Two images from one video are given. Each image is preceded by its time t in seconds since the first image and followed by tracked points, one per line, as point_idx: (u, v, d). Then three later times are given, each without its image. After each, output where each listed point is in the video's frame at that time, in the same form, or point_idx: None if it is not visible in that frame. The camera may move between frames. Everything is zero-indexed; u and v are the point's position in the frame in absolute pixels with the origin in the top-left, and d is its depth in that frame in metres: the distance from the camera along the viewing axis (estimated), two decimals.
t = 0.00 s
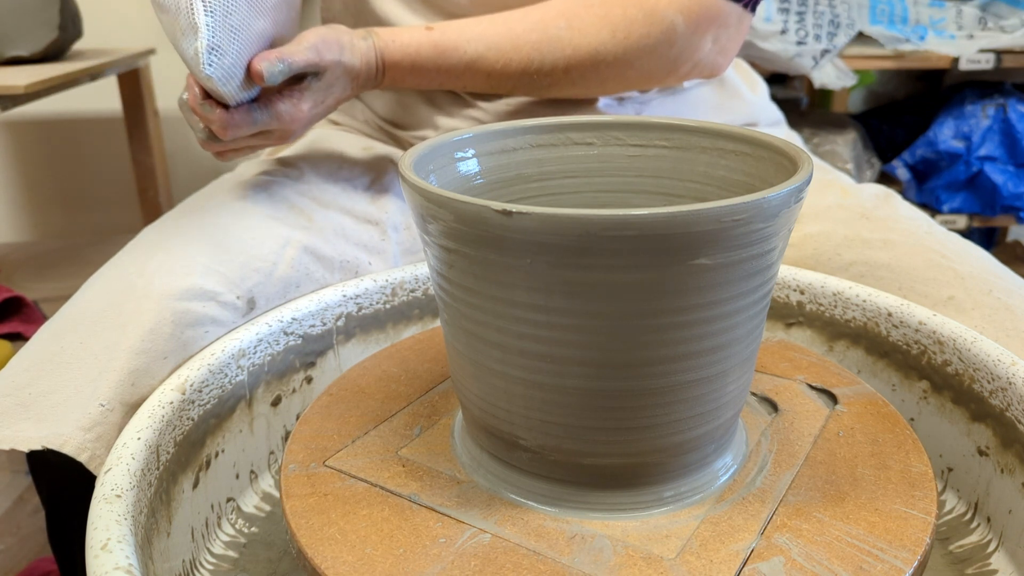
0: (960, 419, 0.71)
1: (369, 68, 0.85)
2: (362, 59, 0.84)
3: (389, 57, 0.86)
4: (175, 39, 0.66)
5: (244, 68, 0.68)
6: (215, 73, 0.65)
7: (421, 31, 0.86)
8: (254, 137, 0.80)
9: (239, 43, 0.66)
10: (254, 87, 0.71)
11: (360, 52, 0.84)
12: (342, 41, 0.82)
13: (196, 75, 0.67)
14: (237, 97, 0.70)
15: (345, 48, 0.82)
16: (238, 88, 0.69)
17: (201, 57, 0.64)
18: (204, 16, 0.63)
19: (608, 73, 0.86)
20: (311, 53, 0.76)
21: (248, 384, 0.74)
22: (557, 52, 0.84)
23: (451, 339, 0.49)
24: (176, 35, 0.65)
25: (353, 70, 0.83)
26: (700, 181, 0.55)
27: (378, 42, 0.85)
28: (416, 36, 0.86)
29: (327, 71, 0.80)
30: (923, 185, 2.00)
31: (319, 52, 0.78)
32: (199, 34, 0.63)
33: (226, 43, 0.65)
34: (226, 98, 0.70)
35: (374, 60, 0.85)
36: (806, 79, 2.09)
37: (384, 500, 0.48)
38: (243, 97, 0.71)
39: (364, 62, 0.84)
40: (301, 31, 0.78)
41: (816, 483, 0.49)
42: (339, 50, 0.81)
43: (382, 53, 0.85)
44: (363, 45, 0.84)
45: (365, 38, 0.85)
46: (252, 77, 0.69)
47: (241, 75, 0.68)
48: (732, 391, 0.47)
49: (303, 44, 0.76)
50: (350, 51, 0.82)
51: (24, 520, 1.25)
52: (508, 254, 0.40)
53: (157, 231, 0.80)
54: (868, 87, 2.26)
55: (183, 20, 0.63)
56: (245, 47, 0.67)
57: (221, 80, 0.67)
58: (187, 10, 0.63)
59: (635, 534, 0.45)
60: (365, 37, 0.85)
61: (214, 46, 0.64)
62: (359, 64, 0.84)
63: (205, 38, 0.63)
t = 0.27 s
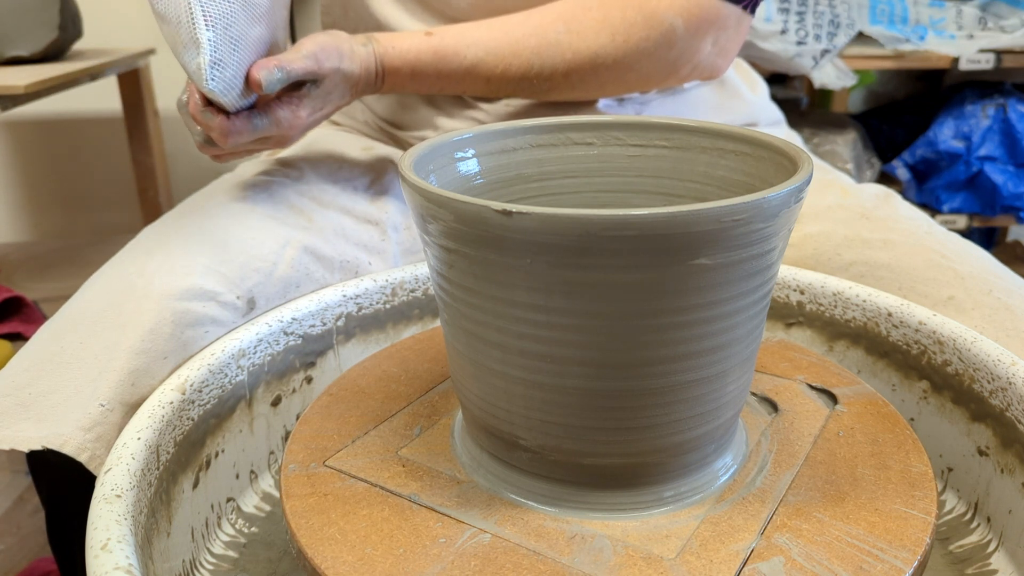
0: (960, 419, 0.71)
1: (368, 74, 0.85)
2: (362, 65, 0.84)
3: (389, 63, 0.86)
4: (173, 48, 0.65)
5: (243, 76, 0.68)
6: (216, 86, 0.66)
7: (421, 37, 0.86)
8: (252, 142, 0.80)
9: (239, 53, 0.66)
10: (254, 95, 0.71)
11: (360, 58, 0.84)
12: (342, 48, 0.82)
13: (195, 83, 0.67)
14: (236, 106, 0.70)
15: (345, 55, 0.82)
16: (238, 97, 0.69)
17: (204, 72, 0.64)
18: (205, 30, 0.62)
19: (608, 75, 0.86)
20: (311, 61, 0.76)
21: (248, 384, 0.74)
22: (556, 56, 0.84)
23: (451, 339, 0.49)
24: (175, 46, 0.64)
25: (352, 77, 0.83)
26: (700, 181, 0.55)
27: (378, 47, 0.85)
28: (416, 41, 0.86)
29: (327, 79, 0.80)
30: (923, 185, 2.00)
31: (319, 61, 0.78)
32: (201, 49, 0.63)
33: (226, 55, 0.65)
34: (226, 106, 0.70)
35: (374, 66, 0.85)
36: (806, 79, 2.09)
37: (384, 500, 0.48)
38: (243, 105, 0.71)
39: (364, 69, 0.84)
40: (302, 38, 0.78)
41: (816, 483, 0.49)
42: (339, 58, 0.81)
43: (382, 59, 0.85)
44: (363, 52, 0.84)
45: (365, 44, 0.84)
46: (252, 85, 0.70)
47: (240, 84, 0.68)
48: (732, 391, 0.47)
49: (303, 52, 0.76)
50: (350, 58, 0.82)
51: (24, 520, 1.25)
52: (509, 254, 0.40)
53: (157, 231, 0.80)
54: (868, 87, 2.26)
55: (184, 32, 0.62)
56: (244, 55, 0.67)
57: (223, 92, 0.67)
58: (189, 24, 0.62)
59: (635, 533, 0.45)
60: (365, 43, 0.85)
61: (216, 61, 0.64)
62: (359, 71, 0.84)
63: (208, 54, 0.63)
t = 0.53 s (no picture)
0: (960, 419, 0.71)
1: (368, 75, 0.85)
2: (362, 66, 0.84)
3: (388, 65, 0.86)
4: (177, 46, 0.66)
5: (243, 76, 0.68)
6: (215, 84, 0.65)
7: (420, 38, 0.86)
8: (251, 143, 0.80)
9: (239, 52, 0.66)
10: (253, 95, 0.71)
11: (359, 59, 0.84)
12: (342, 49, 0.82)
13: (197, 83, 0.67)
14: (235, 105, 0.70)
15: (344, 56, 0.82)
16: (238, 97, 0.69)
17: (202, 68, 0.64)
18: (205, 26, 0.63)
19: (608, 76, 0.86)
20: (311, 61, 0.76)
21: (248, 384, 0.74)
22: (556, 57, 0.84)
23: (451, 339, 0.49)
24: (178, 43, 0.66)
25: (352, 78, 0.83)
26: (700, 181, 0.55)
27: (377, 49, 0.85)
28: (416, 43, 0.86)
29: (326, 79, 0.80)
30: (923, 185, 2.00)
31: (319, 61, 0.78)
32: (200, 45, 0.63)
33: (225, 53, 0.65)
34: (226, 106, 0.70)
35: (374, 68, 0.85)
36: (806, 79, 2.09)
37: (384, 500, 0.48)
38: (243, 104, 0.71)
39: (363, 70, 0.84)
40: (301, 38, 0.78)
41: (816, 483, 0.49)
42: (339, 59, 0.81)
43: (382, 61, 0.85)
44: (363, 53, 0.84)
45: (365, 45, 0.84)
46: (251, 85, 0.69)
47: (240, 84, 0.68)
48: (732, 391, 0.47)
49: (303, 53, 0.76)
50: (350, 59, 0.82)
51: (24, 520, 1.25)
52: (509, 254, 0.40)
53: (157, 231, 0.80)
54: (868, 87, 2.26)
55: (186, 29, 0.64)
56: (245, 55, 0.67)
57: (222, 90, 0.67)
58: (190, 20, 0.63)
59: (635, 534, 0.45)
60: (365, 44, 0.85)
61: (215, 58, 0.64)
62: (359, 72, 0.84)
63: (206, 50, 0.63)
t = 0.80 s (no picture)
0: (960, 419, 0.71)
1: (373, 78, 0.85)
2: (366, 69, 0.84)
3: (392, 67, 0.86)
4: (182, 60, 0.66)
5: (249, 86, 0.68)
6: (223, 101, 0.66)
7: (424, 40, 0.86)
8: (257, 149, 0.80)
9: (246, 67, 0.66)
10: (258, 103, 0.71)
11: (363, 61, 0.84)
12: (346, 53, 0.81)
13: (202, 95, 0.68)
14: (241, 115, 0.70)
15: (349, 60, 0.82)
16: (243, 106, 0.69)
17: (210, 86, 0.64)
18: (211, 44, 0.63)
19: (612, 78, 0.86)
20: (315, 67, 0.76)
21: (248, 384, 0.74)
22: (561, 59, 0.84)
23: (451, 339, 0.49)
24: (183, 58, 0.65)
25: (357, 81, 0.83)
26: (700, 181, 0.55)
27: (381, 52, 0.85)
28: (419, 45, 0.86)
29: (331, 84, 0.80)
30: (923, 185, 2.00)
31: (323, 66, 0.77)
32: (207, 63, 0.63)
33: (233, 70, 0.65)
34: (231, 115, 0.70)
35: (378, 71, 0.85)
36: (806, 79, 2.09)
37: (384, 500, 0.48)
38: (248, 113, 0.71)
39: (368, 73, 0.84)
40: (305, 44, 0.78)
41: (816, 483, 0.49)
42: (343, 63, 0.81)
43: (386, 63, 0.85)
44: (367, 56, 0.84)
45: (369, 48, 0.84)
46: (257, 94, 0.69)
47: (246, 96, 0.69)
48: (732, 391, 0.47)
49: (307, 59, 0.76)
50: (354, 62, 0.82)
51: (24, 520, 1.25)
52: (508, 254, 0.40)
53: (157, 231, 0.80)
54: (868, 87, 2.26)
55: (192, 46, 0.63)
56: (251, 67, 0.67)
57: (230, 105, 0.68)
58: (195, 36, 0.63)
59: (635, 534, 0.45)
60: (369, 47, 0.84)
61: (223, 75, 0.64)
62: (363, 75, 0.83)
63: (215, 69, 0.64)
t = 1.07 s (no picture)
0: (960, 419, 0.71)
1: (359, 77, 0.85)
2: (352, 68, 0.84)
3: (379, 66, 0.86)
4: (161, 66, 0.66)
5: (230, 89, 0.68)
6: (201, 106, 0.66)
7: (412, 39, 0.86)
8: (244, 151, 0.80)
9: (223, 72, 0.66)
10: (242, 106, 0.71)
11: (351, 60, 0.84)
12: (330, 53, 0.81)
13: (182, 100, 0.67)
14: (224, 120, 0.70)
15: (333, 60, 0.82)
16: (226, 110, 0.69)
17: (185, 92, 0.64)
18: (187, 50, 0.63)
19: (605, 77, 0.85)
20: (298, 68, 0.76)
21: (248, 384, 0.74)
22: (549, 58, 0.84)
23: (451, 339, 0.49)
24: (162, 65, 0.65)
25: (341, 81, 0.83)
26: (700, 182, 0.55)
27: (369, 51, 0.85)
28: (407, 44, 0.86)
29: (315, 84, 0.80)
30: (923, 185, 2.00)
31: (307, 67, 0.78)
32: (183, 70, 0.63)
33: (209, 76, 0.65)
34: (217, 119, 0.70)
35: (364, 70, 0.85)
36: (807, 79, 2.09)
37: (384, 500, 0.48)
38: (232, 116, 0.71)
39: (354, 72, 0.84)
40: (287, 45, 0.78)
41: (816, 483, 0.49)
42: (327, 63, 0.81)
43: (372, 62, 0.85)
44: (352, 55, 0.84)
45: (354, 47, 0.84)
46: (240, 97, 0.69)
47: (228, 100, 0.68)
48: (732, 391, 0.47)
49: (290, 60, 0.76)
50: (338, 62, 0.82)
51: (25, 520, 1.25)
52: (509, 254, 0.40)
53: (157, 231, 0.80)
54: (868, 87, 2.26)
55: (168, 52, 0.63)
56: (229, 71, 0.67)
57: (210, 111, 0.67)
58: (171, 43, 0.63)
59: (635, 533, 0.45)
60: (355, 46, 0.84)
61: (198, 82, 0.64)
62: (348, 75, 0.83)
63: (189, 75, 0.64)
